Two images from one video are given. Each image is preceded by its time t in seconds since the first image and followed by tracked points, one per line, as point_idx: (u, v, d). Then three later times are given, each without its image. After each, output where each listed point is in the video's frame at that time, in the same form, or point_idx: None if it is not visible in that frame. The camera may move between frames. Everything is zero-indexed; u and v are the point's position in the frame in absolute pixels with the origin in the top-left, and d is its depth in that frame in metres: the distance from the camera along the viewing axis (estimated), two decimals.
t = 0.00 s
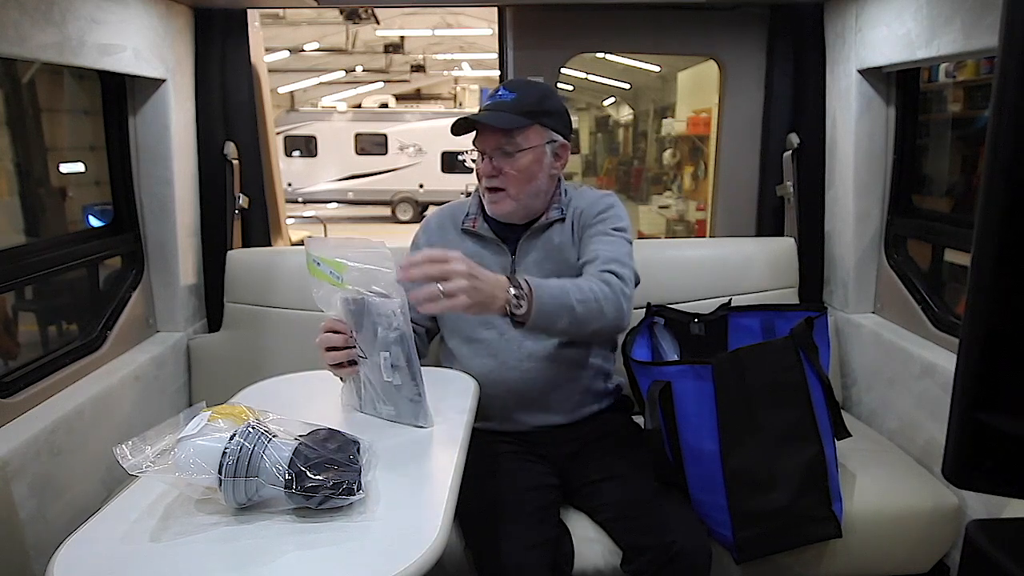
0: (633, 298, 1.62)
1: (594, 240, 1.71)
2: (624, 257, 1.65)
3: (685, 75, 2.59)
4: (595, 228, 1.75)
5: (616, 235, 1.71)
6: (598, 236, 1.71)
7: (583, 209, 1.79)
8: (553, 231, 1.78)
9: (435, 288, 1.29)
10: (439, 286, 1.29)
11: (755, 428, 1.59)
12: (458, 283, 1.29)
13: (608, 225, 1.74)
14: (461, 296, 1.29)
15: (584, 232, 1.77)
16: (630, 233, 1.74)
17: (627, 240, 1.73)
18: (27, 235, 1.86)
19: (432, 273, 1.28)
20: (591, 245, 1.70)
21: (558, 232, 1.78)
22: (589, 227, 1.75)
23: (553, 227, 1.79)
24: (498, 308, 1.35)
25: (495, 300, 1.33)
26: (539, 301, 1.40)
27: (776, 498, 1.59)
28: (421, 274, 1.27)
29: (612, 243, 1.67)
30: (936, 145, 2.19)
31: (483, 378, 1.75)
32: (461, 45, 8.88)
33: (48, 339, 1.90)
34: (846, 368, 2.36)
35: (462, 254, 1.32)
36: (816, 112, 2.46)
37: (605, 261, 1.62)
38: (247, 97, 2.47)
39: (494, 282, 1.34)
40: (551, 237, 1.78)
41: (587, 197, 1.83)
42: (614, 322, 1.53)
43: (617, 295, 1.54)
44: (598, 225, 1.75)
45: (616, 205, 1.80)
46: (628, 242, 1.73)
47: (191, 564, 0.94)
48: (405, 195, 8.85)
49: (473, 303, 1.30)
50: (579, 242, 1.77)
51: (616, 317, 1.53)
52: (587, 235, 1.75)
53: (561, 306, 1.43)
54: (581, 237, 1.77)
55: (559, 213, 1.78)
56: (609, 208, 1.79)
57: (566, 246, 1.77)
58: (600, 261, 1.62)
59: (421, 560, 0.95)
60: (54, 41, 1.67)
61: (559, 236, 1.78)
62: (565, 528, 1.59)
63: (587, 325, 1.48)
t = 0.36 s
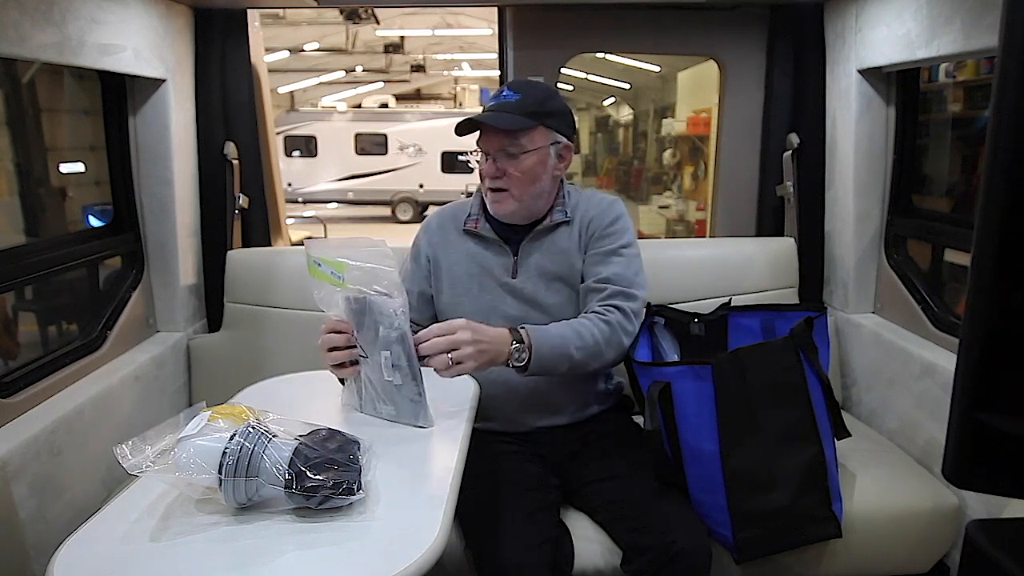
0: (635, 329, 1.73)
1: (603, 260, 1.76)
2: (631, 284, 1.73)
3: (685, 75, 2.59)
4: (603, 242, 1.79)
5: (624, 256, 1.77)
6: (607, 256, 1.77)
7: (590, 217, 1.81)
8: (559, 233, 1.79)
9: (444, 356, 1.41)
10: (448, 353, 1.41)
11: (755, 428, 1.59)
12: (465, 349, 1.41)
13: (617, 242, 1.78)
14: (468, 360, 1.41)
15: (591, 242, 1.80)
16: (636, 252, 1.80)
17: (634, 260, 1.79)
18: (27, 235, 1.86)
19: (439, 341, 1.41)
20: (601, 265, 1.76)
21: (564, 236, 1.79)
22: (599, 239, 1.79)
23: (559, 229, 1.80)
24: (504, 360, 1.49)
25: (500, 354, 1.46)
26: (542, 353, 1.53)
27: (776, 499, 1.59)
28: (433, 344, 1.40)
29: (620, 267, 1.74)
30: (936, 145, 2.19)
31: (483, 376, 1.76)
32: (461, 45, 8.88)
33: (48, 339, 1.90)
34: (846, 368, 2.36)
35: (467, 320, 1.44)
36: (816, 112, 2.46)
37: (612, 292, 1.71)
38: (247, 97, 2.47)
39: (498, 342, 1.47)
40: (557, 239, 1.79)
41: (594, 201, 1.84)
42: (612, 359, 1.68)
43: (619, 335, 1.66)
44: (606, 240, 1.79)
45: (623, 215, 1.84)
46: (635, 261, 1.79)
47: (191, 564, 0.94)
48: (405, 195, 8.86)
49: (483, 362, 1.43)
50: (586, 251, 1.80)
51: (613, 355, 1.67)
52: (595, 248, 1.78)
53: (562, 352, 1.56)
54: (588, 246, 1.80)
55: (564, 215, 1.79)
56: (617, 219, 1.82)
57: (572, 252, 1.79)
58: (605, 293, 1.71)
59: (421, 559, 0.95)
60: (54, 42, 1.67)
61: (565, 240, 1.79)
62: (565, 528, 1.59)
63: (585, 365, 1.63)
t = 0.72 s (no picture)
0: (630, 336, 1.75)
1: (603, 266, 1.78)
2: (628, 291, 1.76)
3: (685, 75, 2.59)
4: (604, 247, 1.80)
5: (624, 262, 1.79)
6: (606, 262, 1.78)
7: (593, 221, 1.82)
8: (562, 235, 1.80)
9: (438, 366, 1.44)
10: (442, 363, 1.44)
11: (755, 428, 1.59)
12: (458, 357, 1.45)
13: (618, 248, 1.80)
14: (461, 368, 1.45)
15: (592, 247, 1.81)
16: (636, 257, 1.82)
17: (634, 266, 1.81)
18: (27, 235, 1.86)
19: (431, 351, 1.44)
20: (600, 270, 1.78)
21: (567, 239, 1.80)
22: (600, 245, 1.80)
23: (562, 231, 1.81)
24: (490, 366, 1.52)
25: (489, 360, 1.51)
26: (529, 359, 1.56)
27: (776, 499, 1.59)
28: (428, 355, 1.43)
29: (619, 274, 1.76)
30: (936, 145, 2.19)
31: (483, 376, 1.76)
32: (461, 45, 8.89)
33: (48, 339, 1.90)
34: (846, 368, 2.36)
35: (457, 329, 1.48)
36: (816, 112, 2.46)
37: (608, 299, 1.73)
38: (247, 97, 2.48)
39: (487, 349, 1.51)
40: (559, 242, 1.80)
41: (597, 205, 1.86)
42: (603, 365, 1.70)
43: (610, 342, 1.68)
44: (607, 246, 1.80)
45: (625, 219, 1.85)
46: (635, 267, 1.81)
47: (191, 564, 0.94)
48: (405, 195, 8.86)
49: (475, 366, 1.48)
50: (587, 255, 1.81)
51: (605, 363, 1.70)
52: (596, 253, 1.80)
53: (550, 360, 1.59)
54: (589, 250, 1.81)
55: (568, 218, 1.80)
56: (619, 224, 1.83)
57: (573, 256, 1.80)
58: (602, 300, 1.73)
59: (421, 559, 0.95)
60: (54, 42, 1.67)
61: (568, 243, 1.80)
62: (565, 528, 1.59)
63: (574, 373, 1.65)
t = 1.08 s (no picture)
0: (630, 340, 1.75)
1: (604, 270, 1.78)
2: (629, 296, 1.76)
3: (685, 75, 2.59)
4: (606, 251, 1.80)
5: (625, 266, 1.79)
6: (608, 266, 1.78)
7: (597, 225, 1.82)
8: (564, 239, 1.80)
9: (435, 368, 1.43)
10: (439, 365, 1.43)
11: (755, 428, 1.59)
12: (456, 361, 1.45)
13: (621, 252, 1.80)
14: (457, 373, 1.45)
15: (594, 251, 1.81)
16: (638, 261, 1.82)
17: (636, 270, 1.81)
18: (27, 235, 1.86)
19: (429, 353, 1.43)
20: (602, 274, 1.78)
21: (569, 242, 1.80)
22: (602, 249, 1.80)
23: (565, 234, 1.81)
24: (485, 369, 1.52)
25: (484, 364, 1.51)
26: (526, 364, 1.56)
27: (776, 499, 1.59)
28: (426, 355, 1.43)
29: (621, 278, 1.76)
30: (936, 145, 2.19)
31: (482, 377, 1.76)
32: (461, 45, 8.88)
33: (48, 339, 1.91)
34: (846, 368, 2.36)
35: (460, 332, 1.48)
36: (816, 112, 2.46)
37: (609, 304, 1.73)
38: (247, 97, 2.48)
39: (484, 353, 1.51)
40: (562, 244, 1.80)
41: (601, 208, 1.86)
42: (601, 370, 1.70)
43: (608, 348, 1.68)
44: (609, 250, 1.80)
45: (629, 223, 1.85)
46: (636, 271, 1.80)
47: (191, 564, 0.94)
48: (405, 195, 8.87)
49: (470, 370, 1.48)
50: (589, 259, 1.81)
51: (603, 368, 1.70)
52: (598, 257, 1.80)
53: (547, 365, 1.59)
54: (591, 253, 1.81)
55: (571, 220, 1.80)
56: (622, 228, 1.84)
57: (575, 259, 1.80)
58: (602, 305, 1.73)
59: (421, 559, 0.95)
60: (54, 42, 1.68)
61: (571, 246, 1.80)
62: (565, 528, 1.59)
63: (572, 378, 1.65)
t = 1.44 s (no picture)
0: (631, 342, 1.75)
1: (608, 272, 1.78)
2: (631, 299, 1.75)
3: (685, 75, 2.59)
4: (610, 253, 1.80)
5: (628, 268, 1.79)
6: (611, 268, 1.78)
7: (601, 227, 1.83)
8: (568, 240, 1.80)
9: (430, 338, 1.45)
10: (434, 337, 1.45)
11: (755, 428, 1.59)
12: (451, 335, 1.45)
13: (624, 254, 1.80)
14: (452, 347, 1.45)
15: (598, 253, 1.81)
16: (642, 263, 1.82)
17: (640, 273, 1.81)
18: (27, 235, 1.86)
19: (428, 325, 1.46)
20: (605, 276, 1.78)
21: (572, 244, 1.80)
22: (605, 251, 1.80)
23: (568, 236, 1.81)
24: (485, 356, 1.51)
25: (481, 349, 1.49)
26: (525, 355, 1.56)
27: (776, 499, 1.59)
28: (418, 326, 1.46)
29: (624, 280, 1.76)
30: (936, 145, 2.20)
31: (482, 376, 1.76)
32: (461, 45, 8.89)
33: (48, 338, 1.91)
34: (846, 368, 2.36)
35: (459, 311, 1.48)
36: (816, 112, 2.46)
37: (611, 306, 1.73)
38: (247, 97, 2.48)
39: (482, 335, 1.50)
40: (565, 246, 1.80)
41: (604, 210, 1.86)
42: (601, 370, 1.70)
43: (609, 349, 1.68)
44: (613, 252, 1.80)
45: (632, 226, 1.86)
46: (639, 273, 1.80)
47: (191, 564, 0.94)
48: (405, 195, 8.87)
49: (464, 351, 1.46)
50: (592, 261, 1.81)
51: (603, 368, 1.70)
52: (602, 259, 1.80)
53: (546, 360, 1.59)
54: (595, 255, 1.81)
55: (575, 222, 1.80)
56: (626, 230, 1.84)
57: (578, 261, 1.80)
58: (604, 306, 1.73)
59: (421, 559, 0.95)
60: (54, 42, 1.68)
61: (574, 247, 1.80)
62: (565, 528, 1.59)
63: (569, 376, 1.65)
